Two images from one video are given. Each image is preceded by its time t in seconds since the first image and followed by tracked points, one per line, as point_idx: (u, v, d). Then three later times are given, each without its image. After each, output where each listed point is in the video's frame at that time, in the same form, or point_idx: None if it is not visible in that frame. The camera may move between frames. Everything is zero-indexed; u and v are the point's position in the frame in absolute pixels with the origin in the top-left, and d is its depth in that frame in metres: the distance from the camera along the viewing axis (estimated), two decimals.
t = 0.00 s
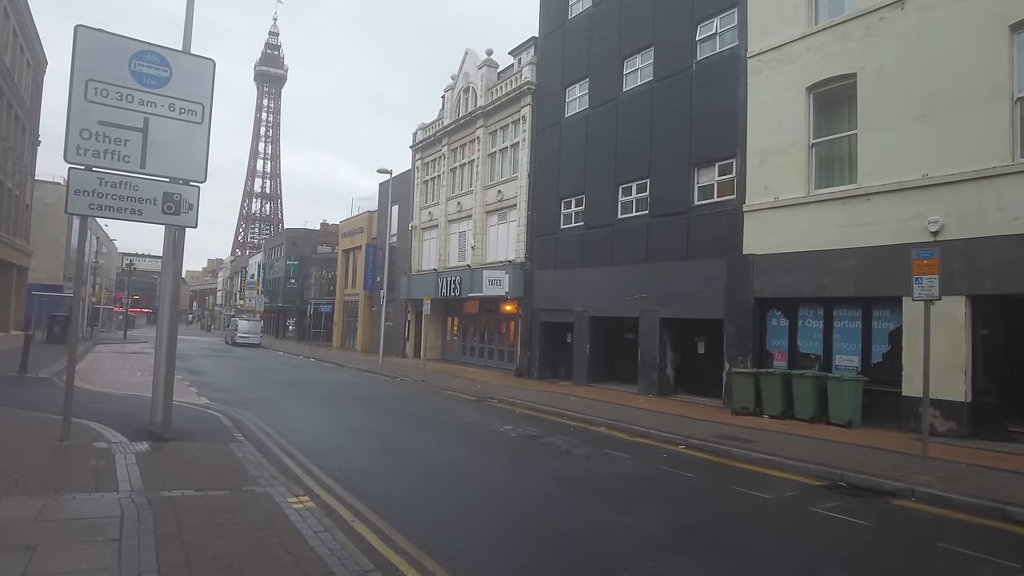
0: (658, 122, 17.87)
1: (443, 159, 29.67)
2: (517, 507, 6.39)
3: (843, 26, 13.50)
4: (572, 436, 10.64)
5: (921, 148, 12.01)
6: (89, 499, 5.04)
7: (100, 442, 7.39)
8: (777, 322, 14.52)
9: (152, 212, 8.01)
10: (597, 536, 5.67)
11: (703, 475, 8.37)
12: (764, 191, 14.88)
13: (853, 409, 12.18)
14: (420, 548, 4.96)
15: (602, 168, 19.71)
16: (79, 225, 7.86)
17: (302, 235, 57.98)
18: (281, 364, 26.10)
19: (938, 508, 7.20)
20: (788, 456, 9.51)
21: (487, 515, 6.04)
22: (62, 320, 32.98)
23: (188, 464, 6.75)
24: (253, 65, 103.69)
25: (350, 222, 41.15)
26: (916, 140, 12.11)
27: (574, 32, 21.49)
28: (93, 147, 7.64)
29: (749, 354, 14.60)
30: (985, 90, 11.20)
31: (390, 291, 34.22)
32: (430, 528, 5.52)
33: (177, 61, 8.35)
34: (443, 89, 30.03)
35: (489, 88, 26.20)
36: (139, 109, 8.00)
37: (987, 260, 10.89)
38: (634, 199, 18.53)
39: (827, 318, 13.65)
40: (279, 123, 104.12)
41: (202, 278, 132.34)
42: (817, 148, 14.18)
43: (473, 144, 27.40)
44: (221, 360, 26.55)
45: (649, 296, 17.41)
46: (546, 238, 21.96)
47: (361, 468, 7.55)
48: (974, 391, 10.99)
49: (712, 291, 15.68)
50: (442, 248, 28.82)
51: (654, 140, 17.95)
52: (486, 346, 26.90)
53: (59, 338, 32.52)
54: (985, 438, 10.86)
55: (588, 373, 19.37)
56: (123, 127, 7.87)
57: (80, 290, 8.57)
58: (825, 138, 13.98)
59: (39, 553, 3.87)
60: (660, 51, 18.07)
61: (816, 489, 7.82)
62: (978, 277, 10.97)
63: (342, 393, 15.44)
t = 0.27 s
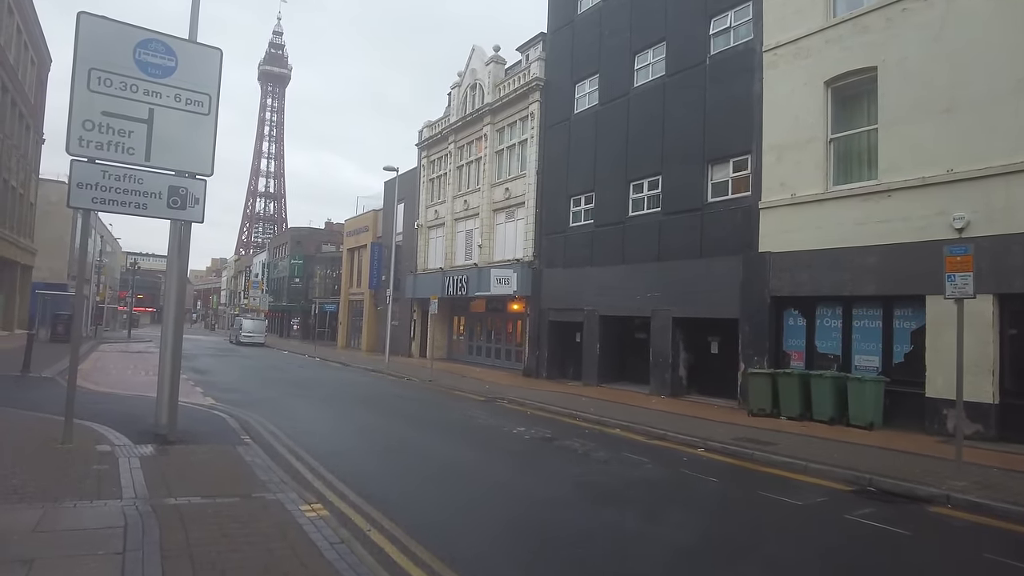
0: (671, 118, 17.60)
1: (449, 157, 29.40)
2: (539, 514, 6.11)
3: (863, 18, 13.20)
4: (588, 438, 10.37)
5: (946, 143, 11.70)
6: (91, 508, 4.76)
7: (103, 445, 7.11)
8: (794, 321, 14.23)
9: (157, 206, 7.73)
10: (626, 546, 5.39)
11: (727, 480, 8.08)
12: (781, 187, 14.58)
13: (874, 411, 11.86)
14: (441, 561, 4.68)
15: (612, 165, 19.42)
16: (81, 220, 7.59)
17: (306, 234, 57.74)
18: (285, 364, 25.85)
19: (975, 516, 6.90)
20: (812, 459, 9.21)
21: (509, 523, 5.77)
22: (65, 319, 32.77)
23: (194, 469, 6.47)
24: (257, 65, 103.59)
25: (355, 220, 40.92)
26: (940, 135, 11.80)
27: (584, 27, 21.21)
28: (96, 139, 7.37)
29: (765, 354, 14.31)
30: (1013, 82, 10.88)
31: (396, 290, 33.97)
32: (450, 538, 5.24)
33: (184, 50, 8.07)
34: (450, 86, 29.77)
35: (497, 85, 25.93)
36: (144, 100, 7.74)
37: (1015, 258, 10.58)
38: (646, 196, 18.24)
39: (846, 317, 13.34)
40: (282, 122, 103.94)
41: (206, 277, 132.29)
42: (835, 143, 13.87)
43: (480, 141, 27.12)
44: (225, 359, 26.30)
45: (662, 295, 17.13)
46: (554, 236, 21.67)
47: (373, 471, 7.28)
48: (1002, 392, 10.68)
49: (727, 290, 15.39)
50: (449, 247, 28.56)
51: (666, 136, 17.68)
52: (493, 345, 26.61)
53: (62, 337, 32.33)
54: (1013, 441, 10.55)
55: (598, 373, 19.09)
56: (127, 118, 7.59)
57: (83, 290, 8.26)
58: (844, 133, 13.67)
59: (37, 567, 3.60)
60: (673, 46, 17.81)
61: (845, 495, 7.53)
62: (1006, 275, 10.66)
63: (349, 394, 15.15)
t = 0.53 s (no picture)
0: (680, 116, 17.32)
1: (452, 155, 29.10)
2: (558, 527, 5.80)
3: (879, 12, 12.89)
4: (600, 443, 10.06)
5: (966, 140, 11.39)
6: (84, 524, 4.45)
7: (98, 453, 6.79)
8: (807, 323, 13.95)
9: (156, 203, 7.42)
10: (652, 562, 5.09)
11: (748, 489, 7.77)
12: (793, 186, 14.30)
13: (892, 416, 11.55)
14: None
15: (619, 163, 19.13)
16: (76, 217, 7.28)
17: (307, 233, 57.39)
18: (286, 365, 25.55)
19: (1012, 528, 6.58)
20: (833, 466, 8.89)
21: (527, 537, 5.45)
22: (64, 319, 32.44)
23: (193, 478, 6.16)
24: (257, 64, 103.31)
25: (356, 220, 40.63)
26: (960, 132, 11.48)
27: (590, 23, 20.92)
28: (91, 132, 7.05)
29: (778, 356, 14.03)
30: None
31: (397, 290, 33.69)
32: (465, 554, 4.92)
33: (184, 42, 7.76)
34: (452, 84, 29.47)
35: (500, 83, 25.63)
36: (142, 92, 7.42)
37: None
38: (654, 195, 17.95)
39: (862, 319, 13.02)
40: (282, 122, 103.60)
41: (205, 277, 131.96)
42: (850, 141, 13.55)
43: (483, 139, 26.81)
44: (224, 360, 25.98)
45: (670, 296, 16.83)
46: (559, 236, 21.36)
47: (381, 481, 6.96)
48: None
49: (738, 291, 15.11)
50: (451, 246, 28.26)
51: (675, 134, 17.40)
52: (496, 346, 26.32)
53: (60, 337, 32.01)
54: None
55: (605, 376, 18.79)
56: (125, 111, 7.28)
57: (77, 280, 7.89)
58: (859, 131, 13.35)
59: None
60: (682, 43, 17.53)
61: (873, 505, 7.22)
62: None
63: (351, 396, 14.84)
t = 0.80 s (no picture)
0: (689, 110, 17.00)
1: (454, 152, 28.76)
2: (578, 535, 5.49)
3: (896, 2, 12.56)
4: (613, 445, 9.75)
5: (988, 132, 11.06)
6: (75, 536, 4.15)
7: (93, 456, 6.47)
8: (821, 321, 13.64)
9: (153, 194, 7.08)
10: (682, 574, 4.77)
11: (772, 493, 7.46)
12: (806, 181, 13.97)
13: (911, 416, 11.23)
14: None
15: (626, 158, 18.81)
16: (70, 209, 6.95)
17: (307, 232, 56.98)
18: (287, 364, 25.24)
19: None
20: (856, 469, 8.57)
21: (546, 546, 5.14)
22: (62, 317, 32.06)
23: (192, 483, 5.85)
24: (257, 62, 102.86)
25: (357, 218, 40.30)
26: (982, 124, 11.16)
27: (595, 17, 20.58)
28: (86, 120, 6.71)
29: (791, 355, 13.74)
30: None
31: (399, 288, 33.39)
32: (482, 567, 4.60)
33: (182, 26, 7.42)
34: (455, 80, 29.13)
35: (504, 78, 25.29)
36: (139, 78, 7.09)
37: None
38: (662, 190, 17.64)
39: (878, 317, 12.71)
40: (282, 120, 103.25)
41: (205, 276, 131.61)
42: (865, 135, 13.21)
43: (486, 135, 26.48)
44: (224, 359, 25.68)
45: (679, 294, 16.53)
46: (564, 233, 21.03)
47: (389, 485, 6.64)
48: None
49: (750, 288, 14.82)
50: (454, 244, 27.94)
51: (684, 128, 17.09)
52: (499, 345, 26.01)
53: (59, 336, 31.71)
54: None
55: (612, 375, 18.48)
56: (120, 98, 6.94)
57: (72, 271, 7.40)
58: (875, 124, 13.02)
59: None
60: (691, 35, 17.21)
61: (904, 510, 6.90)
62: None
63: (354, 396, 14.52)
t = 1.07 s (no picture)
0: (702, 106, 16.67)
1: (460, 150, 28.44)
2: (605, 552, 5.15)
3: None
4: (631, 450, 9.42)
5: (1016, 127, 10.70)
6: (69, 558, 3.85)
7: (92, 465, 6.17)
8: (841, 322, 13.30)
9: (155, 190, 6.79)
10: None
11: (802, 503, 7.12)
12: (825, 178, 13.60)
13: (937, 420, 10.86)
14: None
15: (637, 155, 18.49)
16: (68, 206, 6.65)
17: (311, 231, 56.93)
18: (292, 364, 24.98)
19: None
20: (887, 477, 8.21)
21: (572, 564, 4.82)
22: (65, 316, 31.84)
23: (195, 494, 5.54)
24: (260, 62, 102.76)
25: (361, 217, 40.06)
26: (1010, 119, 10.79)
27: (605, 12, 20.22)
28: (84, 112, 6.40)
29: (809, 357, 13.40)
30: None
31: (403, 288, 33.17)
32: None
33: (185, 14, 7.11)
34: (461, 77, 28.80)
35: (511, 74, 24.95)
36: (140, 69, 6.78)
37: None
38: (675, 188, 17.32)
39: (900, 317, 12.34)
40: (286, 119, 103.05)
41: (209, 275, 131.69)
42: (886, 130, 12.84)
43: (493, 133, 26.16)
44: (229, 359, 25.41)
45: (693, 294, 16.21)
46: (573, 231, 20.69)
47: (403, 496, 6.31)
48: None
49: (766, 288, 14.49)
50: (460, 243, 27.64)
51: (697, 124, 16.75)
52: (505, 345, 25.73)
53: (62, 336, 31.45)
54: None
55: (622, 376, 18.15)
56: (120, 89, 6.63)
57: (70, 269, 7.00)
58: (896, 119, 12.64)
59: None
60: (704, 30, 16.86)
61: (943, 522, 6.55)
62: None
63: (361, 398, 14.22)
